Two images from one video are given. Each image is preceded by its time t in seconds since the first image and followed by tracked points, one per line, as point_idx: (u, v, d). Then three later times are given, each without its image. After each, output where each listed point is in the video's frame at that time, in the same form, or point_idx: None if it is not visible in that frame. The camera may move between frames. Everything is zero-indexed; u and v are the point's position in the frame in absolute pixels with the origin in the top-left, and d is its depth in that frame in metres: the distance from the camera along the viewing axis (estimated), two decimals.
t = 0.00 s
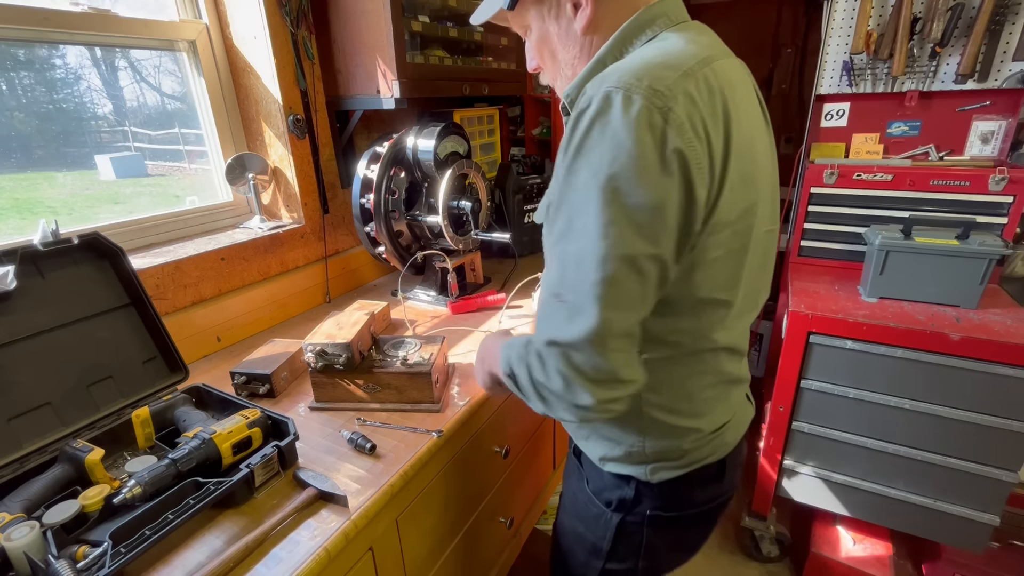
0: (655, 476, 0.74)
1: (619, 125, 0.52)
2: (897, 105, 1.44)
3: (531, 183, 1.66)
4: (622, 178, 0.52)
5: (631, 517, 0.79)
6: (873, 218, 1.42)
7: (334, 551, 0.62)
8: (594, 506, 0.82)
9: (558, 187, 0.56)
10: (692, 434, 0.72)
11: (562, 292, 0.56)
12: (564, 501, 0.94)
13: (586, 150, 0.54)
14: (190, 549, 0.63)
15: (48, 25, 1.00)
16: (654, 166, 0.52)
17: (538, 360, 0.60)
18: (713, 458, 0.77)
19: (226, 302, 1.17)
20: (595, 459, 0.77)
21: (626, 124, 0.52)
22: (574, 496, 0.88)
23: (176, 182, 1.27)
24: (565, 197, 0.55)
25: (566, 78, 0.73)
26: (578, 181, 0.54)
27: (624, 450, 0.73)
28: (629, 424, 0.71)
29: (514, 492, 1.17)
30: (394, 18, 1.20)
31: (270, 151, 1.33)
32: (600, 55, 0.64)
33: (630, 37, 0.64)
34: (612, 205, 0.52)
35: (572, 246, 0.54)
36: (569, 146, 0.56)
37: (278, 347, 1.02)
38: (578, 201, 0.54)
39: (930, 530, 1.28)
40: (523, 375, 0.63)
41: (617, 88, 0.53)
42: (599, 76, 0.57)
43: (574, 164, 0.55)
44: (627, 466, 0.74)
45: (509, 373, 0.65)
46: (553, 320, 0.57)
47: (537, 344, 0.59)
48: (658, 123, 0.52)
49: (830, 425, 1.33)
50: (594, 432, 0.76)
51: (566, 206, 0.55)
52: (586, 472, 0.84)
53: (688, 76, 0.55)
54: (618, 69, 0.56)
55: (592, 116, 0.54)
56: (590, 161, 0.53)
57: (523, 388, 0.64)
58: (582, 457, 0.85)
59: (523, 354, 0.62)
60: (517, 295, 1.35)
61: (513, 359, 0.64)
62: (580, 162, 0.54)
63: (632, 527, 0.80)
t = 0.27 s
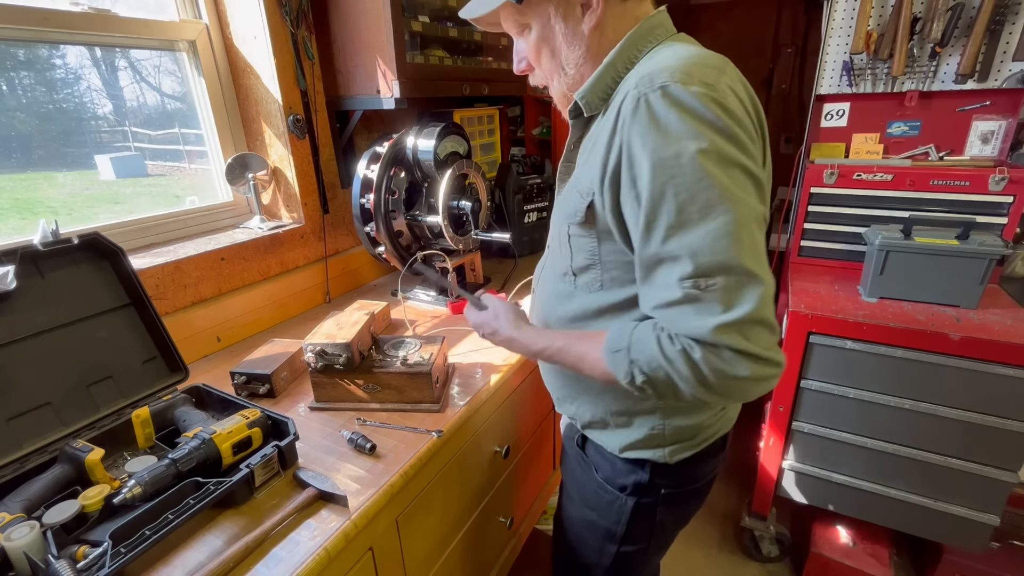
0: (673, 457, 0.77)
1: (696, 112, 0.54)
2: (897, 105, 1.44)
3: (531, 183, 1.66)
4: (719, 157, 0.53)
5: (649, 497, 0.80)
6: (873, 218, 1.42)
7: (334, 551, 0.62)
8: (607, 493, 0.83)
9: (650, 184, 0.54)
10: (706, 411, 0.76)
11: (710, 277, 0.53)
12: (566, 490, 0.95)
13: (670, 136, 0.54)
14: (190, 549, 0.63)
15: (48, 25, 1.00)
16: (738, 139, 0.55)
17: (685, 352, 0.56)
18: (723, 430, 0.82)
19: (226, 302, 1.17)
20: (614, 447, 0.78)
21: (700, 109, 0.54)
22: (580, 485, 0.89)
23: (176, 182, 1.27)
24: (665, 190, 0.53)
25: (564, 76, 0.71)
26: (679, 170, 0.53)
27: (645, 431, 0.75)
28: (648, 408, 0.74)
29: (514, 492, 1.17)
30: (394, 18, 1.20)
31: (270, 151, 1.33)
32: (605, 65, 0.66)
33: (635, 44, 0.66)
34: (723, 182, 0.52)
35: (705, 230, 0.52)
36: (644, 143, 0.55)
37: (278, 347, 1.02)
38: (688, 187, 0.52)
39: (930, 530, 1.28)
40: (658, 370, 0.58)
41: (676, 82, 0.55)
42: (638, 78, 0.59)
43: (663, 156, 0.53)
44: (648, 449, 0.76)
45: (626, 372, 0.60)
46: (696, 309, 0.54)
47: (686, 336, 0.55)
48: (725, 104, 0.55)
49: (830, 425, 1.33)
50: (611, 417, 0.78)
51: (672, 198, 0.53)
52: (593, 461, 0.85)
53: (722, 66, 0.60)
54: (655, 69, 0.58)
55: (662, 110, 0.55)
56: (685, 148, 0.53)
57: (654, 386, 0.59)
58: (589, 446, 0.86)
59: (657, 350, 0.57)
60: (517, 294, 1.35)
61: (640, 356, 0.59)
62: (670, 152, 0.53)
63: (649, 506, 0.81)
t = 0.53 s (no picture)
0: (692, 445, 0.79)
1: (731, 109, 0.56)
2: (897, 105, 1.44)
3: (531, 183, 1.66)
4: (752, 154, 0.56)
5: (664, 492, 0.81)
6: (873, 218, 1.42)
7: (334, 551, 0.62)
8: (624, 494, 0.82)
9: (688, 182, 0.55)
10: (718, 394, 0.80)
11: (743, 272, 0.56)
12: (573, 492, 0.94)
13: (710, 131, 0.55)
14: (190, 549, 0.63)
15: (48, 25, 1.00)
16: (766, 135, 0.58)
17: (726, 342, 0.57)
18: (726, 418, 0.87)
19: (226, 302, 1.17)
20: (633, 447, 0.78)
21: (733, 106, 0.56)
22: (592, 488, 0.88)
23: (176, 182, 1.27)
24: (704, 188, 0.55)
25: (567, 73, 0.69)
26: (717, 168, 0.55)
27: (664, 426, 0.77)
28: (668, 404, 0.76)
29: (514, 492, 1.17)
30: (394, 18, 1.20)
31: (270, 151, 1.33)
32: (618, 62, 0.66)
33: (642, 42, 0.67)
34: (757, 178, 0.55)
35: (741, 228, 0.55)
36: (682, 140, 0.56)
37: (278, 347, 1.02)
38: (725, 185, 0.55)
39: (930, 530, 1.28)
40: (695, 357, 0.59)
41: (710, 79, 0.57)
42: (669, 73, 0.60)
43: (702, 155, 0.55)
44: (668, 444, 0.78)
45: (661, 355, 0.60)
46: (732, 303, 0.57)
47: (729, 327, 0.57)
48: (753, 101, 0.58)
49: (830, 425, 1.33)
50: (628, 417, 0.78)
51: (709, 197, 0.55)
52: (604, 462, 0.85)
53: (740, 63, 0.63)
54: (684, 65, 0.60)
55: (699, 107, 0.56)
56: (724, 146, 0.55)
57: (687, 372, 0.60)
58: (597, 449, 0.85)
59: (698, 337, 0.58)
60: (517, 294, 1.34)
61: (678, 341, 0.59)
62: (709, 150, 0.55)
63: (664, 500, 0.82)
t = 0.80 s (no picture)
0: (693, 442, 0.80)
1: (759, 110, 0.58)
2: (897, 105, 1.44)
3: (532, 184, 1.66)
4: (784, 154, 0.58)
5: (664, 492, 0.81)
6: (873, 218, 1.42)
7: (334, 552, 0.62)
8: (623, 497, 0.82)
9: (729, 187, 0.56)
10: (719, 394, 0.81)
11: (785, 270, 0.58)
12: (571, 497, 0.94)
13: (745, 135, 0.56)
14: (190, 549, 0.63)
15: (48, 25, 1.00)
16: (789, 132, 0.60)
17: (775, 342, 0.59)
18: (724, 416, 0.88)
19: (226, 301, 1.17)
20: (634, 447, 0.79)
21: (760, 107, 0.58)
22: (590, 493, 0.88)
23: (176, 182, 1.27)
24: (746, 191, 0.56)
25: (564, 70, 0.68)
26: (757, 171, 0.56)
27: (664, 426, 0.77)
28: (669, 405, 0.76)
29: (514, 492, 1.17)
30: (394, 18, 1.20)
31: (269, 151, 1.33)
32: (624, 62, 0.66)
33: (643, 42, 0.67)
34: (792, 177, 0.57)
35: (782, 229, 0.57)
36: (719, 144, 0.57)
37: (278, 347, 1.02)
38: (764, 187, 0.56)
39: (931, 530, 1.28)
40: (747, 361, 0.60)
41: (735, 81, 0.58)
42: (695, 77, 0.60)
43: (742, 160, 0.56)
44: (668, 444, 0.78)
45: (715, 366, 0.61)
46: (774, 302, 0.59)
47: (775, 326, 0.58)
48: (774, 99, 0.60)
49: (830, 425, 1.33)
50: (628, 419, 0.78)
51: (752, 201, 0.56)
52: (603, 465, 0.85)
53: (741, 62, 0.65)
54: (703, 68, 0.61)
55: (732, 111, 0.57)
56: (762, 148, 0.56)
57: (742, 376, 0.62)
58: (595, 452, 0.86)
59: (745, 343, 0.59)
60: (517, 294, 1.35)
61: (727, 349, 0.60)
62: (749, 153, 0.56)
63: (664, 501, 0.82)
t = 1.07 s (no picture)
0: (690, 444, 0.80)
1: (766, 121, 0.58)
2: (897, 105, 1.44)
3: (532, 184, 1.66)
4: (788, 167, 0.58)
5: (660, 496, 0.81)
6: (873, 218, 1.42)
7: (334, 551, 0.62)
8: (619, 501, 0.82)
9: (733, 199, 0.56)
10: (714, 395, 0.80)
11: (784, 286, 0.58)
12: (567, 504, 0.93)
13: (750, 147, 0.56)
14: (190, 549, 0.63)
15: (48, 25, 1.00)
16: (793, 144, 0.60)
17: (773, 358, 0.59)
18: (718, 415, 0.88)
19: (226, 301, 1.17)
20: (630, 452, 0.79)
21: (765, 118, 0.58)
22: (585, 499, 0.88)
23: (176, 182, 1.27)
24: (749, 205, 0.56)
25: (564, 70, 0.68)
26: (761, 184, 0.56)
27: (661, 429, 0.77)
28: (664, 409, 0.76)
29: (514, 492, 1.17)
30: (394, 18, 1.20)
31: (269, 151, 1.33)
32: (625, 63, 0.66)
33: (643, 43, 0.67)
34: (795, 190, 0.57)
35: (783, 244, 0.57)
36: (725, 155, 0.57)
37: (277, 347, 1.01)
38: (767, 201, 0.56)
39: (930, 530, 1.28)
40: (744, 377, 0.60)
41: (743, 90, 0.58)
42: (701, 85, 0.60)
43: (746, 173, 0.56)
44: (664, 447, 0.78)
45: (712, 385, 0.61)
46: (771, 318, 0.59)
47: (772, 342, 0.59)
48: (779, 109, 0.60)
49: (830, 425, 1.33)
50: (623, 424, 0.78)
51: (754, 214, 0.56)
52: (598, 470, 0.85)
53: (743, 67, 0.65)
54: (709, 75, 0.60)
55: (737, 122, 0.57)
56: (767, 162, 0.56)
57: (740, 395, 0.62)
58: (590, 456, 0.85)
59: (743, 359, 0.60)
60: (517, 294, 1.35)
61: (724, 366, 0.60)
62: (754, 166, 0.56)
63: (661, 504, 0.82)
